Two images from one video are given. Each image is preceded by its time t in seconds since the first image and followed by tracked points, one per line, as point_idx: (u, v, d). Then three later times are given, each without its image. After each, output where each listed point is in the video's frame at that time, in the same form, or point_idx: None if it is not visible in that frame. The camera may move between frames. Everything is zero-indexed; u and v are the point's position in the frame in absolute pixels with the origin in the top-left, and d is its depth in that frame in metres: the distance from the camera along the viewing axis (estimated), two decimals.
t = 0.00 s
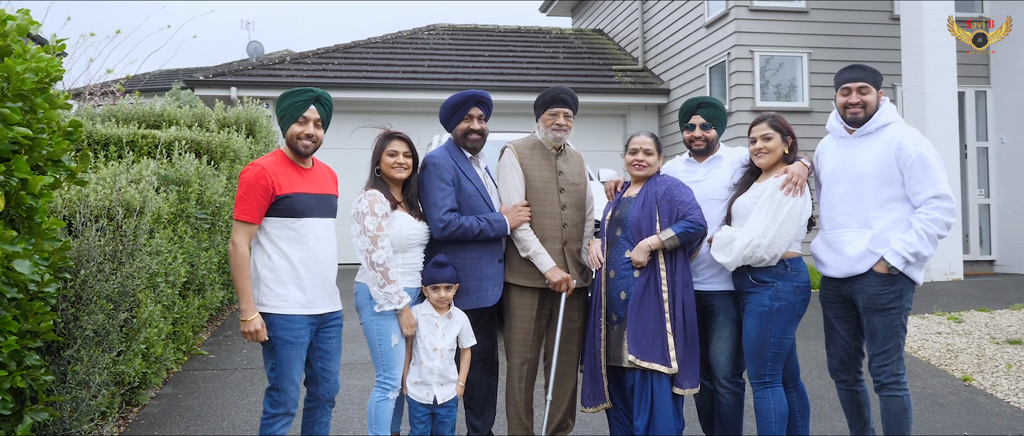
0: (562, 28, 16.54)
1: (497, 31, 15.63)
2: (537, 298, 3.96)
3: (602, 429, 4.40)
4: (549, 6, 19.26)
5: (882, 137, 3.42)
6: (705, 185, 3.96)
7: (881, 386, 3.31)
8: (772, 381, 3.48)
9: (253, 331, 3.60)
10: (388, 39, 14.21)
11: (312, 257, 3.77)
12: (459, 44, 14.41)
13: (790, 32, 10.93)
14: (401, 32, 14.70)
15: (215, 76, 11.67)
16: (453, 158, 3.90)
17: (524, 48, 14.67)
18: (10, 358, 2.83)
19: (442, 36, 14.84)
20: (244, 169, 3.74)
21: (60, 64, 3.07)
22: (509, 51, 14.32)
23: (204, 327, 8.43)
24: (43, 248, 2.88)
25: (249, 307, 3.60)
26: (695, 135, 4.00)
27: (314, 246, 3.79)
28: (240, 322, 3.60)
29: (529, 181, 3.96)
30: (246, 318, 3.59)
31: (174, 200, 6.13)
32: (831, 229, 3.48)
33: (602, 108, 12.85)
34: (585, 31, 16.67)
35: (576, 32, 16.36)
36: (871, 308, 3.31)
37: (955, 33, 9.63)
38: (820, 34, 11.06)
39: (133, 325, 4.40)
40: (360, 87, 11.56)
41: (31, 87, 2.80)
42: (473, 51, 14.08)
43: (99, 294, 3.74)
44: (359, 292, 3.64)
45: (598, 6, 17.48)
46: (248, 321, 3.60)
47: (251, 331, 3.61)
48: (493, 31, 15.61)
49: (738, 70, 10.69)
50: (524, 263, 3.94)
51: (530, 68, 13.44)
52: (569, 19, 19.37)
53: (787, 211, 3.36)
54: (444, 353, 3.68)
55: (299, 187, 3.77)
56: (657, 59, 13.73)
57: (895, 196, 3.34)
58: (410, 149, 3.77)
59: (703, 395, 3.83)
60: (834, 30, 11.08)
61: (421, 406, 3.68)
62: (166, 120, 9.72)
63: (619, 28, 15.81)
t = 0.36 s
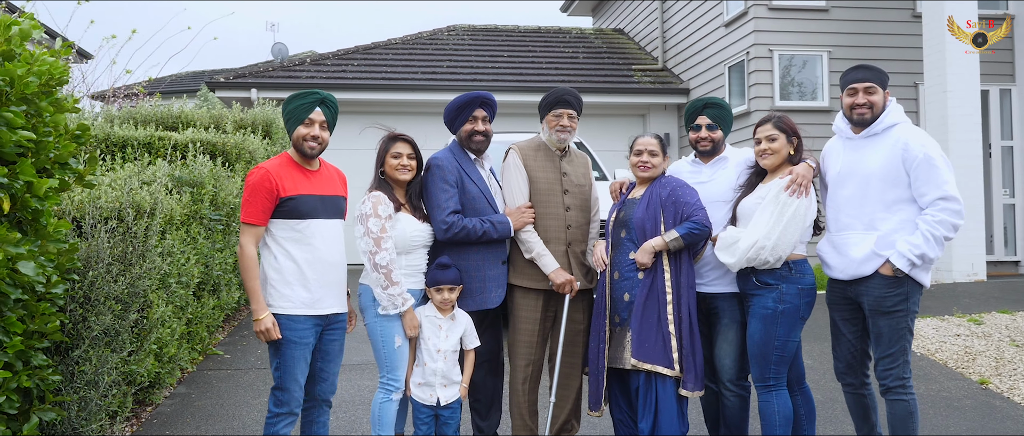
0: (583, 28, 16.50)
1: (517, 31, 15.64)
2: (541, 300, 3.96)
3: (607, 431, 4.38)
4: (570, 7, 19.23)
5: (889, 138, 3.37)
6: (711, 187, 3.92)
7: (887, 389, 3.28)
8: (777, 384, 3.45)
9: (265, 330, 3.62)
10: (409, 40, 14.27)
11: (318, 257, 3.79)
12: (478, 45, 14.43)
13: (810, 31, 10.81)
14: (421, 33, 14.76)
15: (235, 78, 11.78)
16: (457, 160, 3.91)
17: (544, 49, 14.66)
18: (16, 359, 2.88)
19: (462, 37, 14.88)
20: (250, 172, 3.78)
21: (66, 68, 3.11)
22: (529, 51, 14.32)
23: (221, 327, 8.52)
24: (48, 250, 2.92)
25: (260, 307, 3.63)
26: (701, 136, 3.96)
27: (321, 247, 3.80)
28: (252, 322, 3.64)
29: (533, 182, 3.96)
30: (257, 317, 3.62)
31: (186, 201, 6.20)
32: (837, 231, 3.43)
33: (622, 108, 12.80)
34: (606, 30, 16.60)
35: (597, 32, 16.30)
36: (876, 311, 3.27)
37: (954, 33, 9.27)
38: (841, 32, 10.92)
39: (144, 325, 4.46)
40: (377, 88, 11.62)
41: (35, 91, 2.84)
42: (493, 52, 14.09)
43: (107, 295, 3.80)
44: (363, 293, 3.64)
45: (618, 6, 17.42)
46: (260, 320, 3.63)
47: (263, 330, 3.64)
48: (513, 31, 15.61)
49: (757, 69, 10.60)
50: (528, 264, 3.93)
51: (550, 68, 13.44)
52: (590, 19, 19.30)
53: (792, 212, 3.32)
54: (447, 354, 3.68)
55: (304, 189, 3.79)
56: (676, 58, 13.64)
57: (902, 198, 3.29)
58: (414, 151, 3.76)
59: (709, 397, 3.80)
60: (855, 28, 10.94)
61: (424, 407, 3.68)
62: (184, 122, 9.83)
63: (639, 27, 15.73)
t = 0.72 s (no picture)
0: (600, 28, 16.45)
1: (535, 31, 15.63)
2: (542, 301, 3.95)
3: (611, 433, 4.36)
4: (588, 6, 19.18)
5: (892, 138, 3.33)
6: (713, 188, 3.89)
7: (889, 392, 3.24)
8: (778, 386, 3.43)
9: (273, 329, 3.66)
10: (425, 41, 14.30)
11: (320, 258, 3.81)
12: (495, 45, 14.44)
13: (827, 30, 10.70)
14: (438, 34, 14.79)
15: (252, 80, 11.88)
16: (457, 162, 3.91)
17: (561, 49, 14.64)
18: (20, 358, 2.93)
19: (479, 38, 14.89)
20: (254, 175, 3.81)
21: (67, 71, 3.16)
22: (545, 51, 14.31)
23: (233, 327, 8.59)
24: (50, 251, 2.96)
25: (267, 307, 3.66)
26: (703, 137, 3.93)
27: (323, 249, 3.82)
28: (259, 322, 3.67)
29: (534, 183, 3.95)
30: (264, 317, 3.65)
31: (195, 202, 6.26)
32: (839, 233, 3.39)
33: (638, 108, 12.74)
34: (624, 30, 16.54)
35: (614, 32, 16.24)
36: (879, 313, 3.23)
37: (954, 33, 9.23)
38: (859, 31, 10.79)
39: (152, 325, 4.50)
40: (391, 89, 11.67)
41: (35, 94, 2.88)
42: (509, 52, 14.10)
43: (111, 296, 3.84)
44: (363, 295, 3.65)
45: (636, 6, 17.35)
46: (266, 320, 3.66)
47: (270, 330, 3.67)
48: (530, 31, 15.60)
49: (773, 69, 10.52)
50: (528, 265, 3.93)
51: (566, 68, 13.43)
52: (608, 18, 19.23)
53: (792, 214, 3.29)
54: (447, 355, 3.68)
55: (306, 191, 3.81)
56: (693, 58, 13.56)
57: (905, 199, 3.25)
58: (415, 152, 3.76)
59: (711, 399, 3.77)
60: (872, 26, 10.80)
61: (424, 408, 3.68)
62: (198, 124, 9.93)
63: (657, 27, 15.65)
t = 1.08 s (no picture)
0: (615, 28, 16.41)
1: (550, 32, 15.62)
2: (540, 303, 3.96)
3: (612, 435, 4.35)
4: (604, 6, 19.16)
5: (891, 139, 3.30)
6: (712, 189, 3.88)
7: (887, 395, 3.20)
8: (775, 389, 3.40)
9: (272, 330, 3.68)
10: (440, 42, 14.35)
11: (320, 260, 3.83)
12: (510, 46, 14.45)
13: (841, 29, 10.60)
14: (454, 35, 14.82)
15: (268, 82, 11.97)
16: (455, 164, 3.92)
17: (576, 49, 14.62)
18: (20, 358, 2.97)
19: (495, 38, 14.91)
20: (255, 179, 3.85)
21: (66, 75, 3.20)
22: (560, 52, 14.31)
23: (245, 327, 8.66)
24: (50, 253, 3.01)
25: (266, 308, 3.68)
26: (701, 138, 3.91)
27: (322, 251, 3.84)
28: (259, 323, 3.70)
29: (531, 185, 3.96)
30: (263, 318, 3.68)
31: (203, 203, 6.32)
32: (837, 233, 3.35)
33: (652, 107, 12.69)
34: (640, 29, 16.49)
35: (630, 31, 16.19)
36: (877, 315, 3.19)
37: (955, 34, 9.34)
38: (875, 29, 10.68)
39: (158, 326, 4.54)
40: (404, 90, 11.73)
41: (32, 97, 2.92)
42: (524, 52, 14.11)
43: (112, 297, 3.88)
44: (360, 296, 3.66)
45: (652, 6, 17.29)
46: (266, 321, 3.68)
47: (270, 331, 3.69)
48: (546, 32, 15.60)
49: (787, 68, 10.44)
50: (526, 267, 3.94)
51: (581, 69, 13.41)
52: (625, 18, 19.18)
53: (787, 215, 3.28)
54: (444, 356, 3.68)
55: (306, 194, 3.83)
56: (709, 57, 13.50)
57: (904, 199, 3.21)
58: (413, 154, 3.77)
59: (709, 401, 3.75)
60: (888, 25, 10.68)
61: (422, 409, 3.69)
62: (211, 125, 10.02)
63: (672, 27, 15.60)
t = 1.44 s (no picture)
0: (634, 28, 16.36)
1: (568, 32, 15.61)
2: (538, 306, 3.97)
3: None
4: (624, 6, 19.11)
5: (889, 141, 3.27)
6: (711, 191, 3.86)
7: (884, 399, 3.18)
8: (772, 393, 3.39)
9: (267, 333, 3.73)
10: (459, 43, 14.39)
11: (320, 264, 3.86)
12: (528, 47, 14.46)
13: (858, 28, 10.45)
14: (471, 36, 14.85)
15: (286, 84, 12.08)
16: (454, 167, 3.94)
17: (594, 49, 14.59)
18: (22, 359, 3.03)
19: (513, 39, 14.93)
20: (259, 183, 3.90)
21: (67, 81, 3.25)
22: (578, 52, 14.30)
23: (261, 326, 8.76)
24: (53, 256, 3.07)
25: (264, 311, 3.73)
26: (700, 140, 3.90)
27: (322, 255, 3.86)
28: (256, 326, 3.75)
29: (530, 188, 3.98)
30: (261, 321, 3.73)
31: (211, 206, 6.37)
32: (834, 236, 3.32)
33: (668, 108, 12.64)
34: (659, 29, 16.42)
35: (649, 31, 16.13)
36: (874, 319, 3.16)
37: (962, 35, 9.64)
38: (893, 28, 10.53)
39: (168, 325, 4.60)
40: (419, 92, 11.80)
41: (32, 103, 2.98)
42: (542, 53, 14.12)
43: (116, 299, 3.94)
44: (358, 299, 3.69)
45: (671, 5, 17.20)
46: (262, 324, 3.74)
47: (266, 334, 3.74)
48: (564, 32, 15.59)
49: (804, 68, 10.34)
50: (525, 270, 3.95)
51: (598, 69, 13.39)
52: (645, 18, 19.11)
53: (781, 217, 3.27)
54: (441, 358, 3.69)
55: (308, 199, 3.87)
56: (727, 57, 13.41)
57: (902, 202, 3.18)
58: (411, 158, 3.79)
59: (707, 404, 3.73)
60: (906, 24, 10.51)
61: (419, 410, 3.71)
62: (227, 128, 10.13)
63: (692, 26, 15.51)
